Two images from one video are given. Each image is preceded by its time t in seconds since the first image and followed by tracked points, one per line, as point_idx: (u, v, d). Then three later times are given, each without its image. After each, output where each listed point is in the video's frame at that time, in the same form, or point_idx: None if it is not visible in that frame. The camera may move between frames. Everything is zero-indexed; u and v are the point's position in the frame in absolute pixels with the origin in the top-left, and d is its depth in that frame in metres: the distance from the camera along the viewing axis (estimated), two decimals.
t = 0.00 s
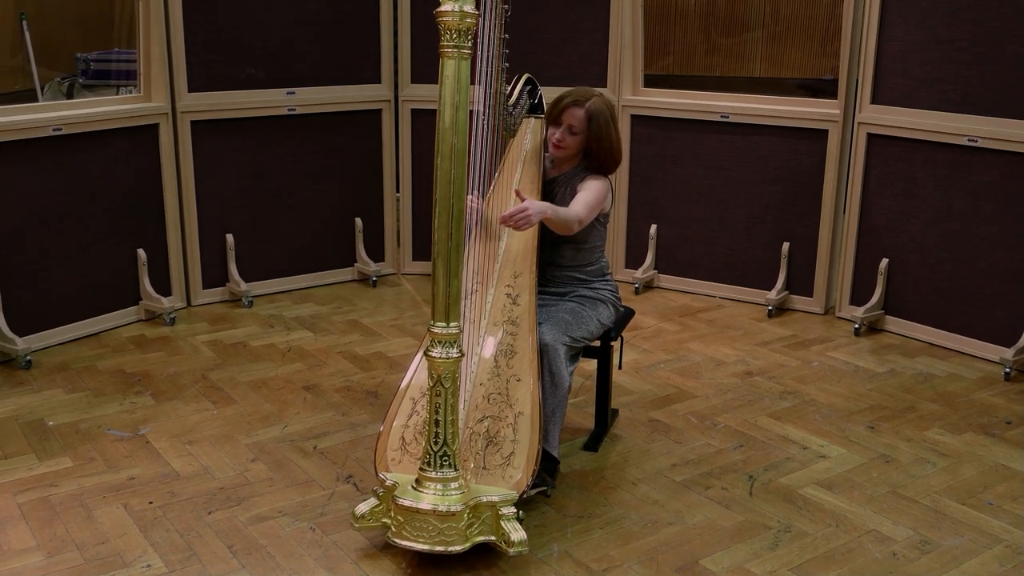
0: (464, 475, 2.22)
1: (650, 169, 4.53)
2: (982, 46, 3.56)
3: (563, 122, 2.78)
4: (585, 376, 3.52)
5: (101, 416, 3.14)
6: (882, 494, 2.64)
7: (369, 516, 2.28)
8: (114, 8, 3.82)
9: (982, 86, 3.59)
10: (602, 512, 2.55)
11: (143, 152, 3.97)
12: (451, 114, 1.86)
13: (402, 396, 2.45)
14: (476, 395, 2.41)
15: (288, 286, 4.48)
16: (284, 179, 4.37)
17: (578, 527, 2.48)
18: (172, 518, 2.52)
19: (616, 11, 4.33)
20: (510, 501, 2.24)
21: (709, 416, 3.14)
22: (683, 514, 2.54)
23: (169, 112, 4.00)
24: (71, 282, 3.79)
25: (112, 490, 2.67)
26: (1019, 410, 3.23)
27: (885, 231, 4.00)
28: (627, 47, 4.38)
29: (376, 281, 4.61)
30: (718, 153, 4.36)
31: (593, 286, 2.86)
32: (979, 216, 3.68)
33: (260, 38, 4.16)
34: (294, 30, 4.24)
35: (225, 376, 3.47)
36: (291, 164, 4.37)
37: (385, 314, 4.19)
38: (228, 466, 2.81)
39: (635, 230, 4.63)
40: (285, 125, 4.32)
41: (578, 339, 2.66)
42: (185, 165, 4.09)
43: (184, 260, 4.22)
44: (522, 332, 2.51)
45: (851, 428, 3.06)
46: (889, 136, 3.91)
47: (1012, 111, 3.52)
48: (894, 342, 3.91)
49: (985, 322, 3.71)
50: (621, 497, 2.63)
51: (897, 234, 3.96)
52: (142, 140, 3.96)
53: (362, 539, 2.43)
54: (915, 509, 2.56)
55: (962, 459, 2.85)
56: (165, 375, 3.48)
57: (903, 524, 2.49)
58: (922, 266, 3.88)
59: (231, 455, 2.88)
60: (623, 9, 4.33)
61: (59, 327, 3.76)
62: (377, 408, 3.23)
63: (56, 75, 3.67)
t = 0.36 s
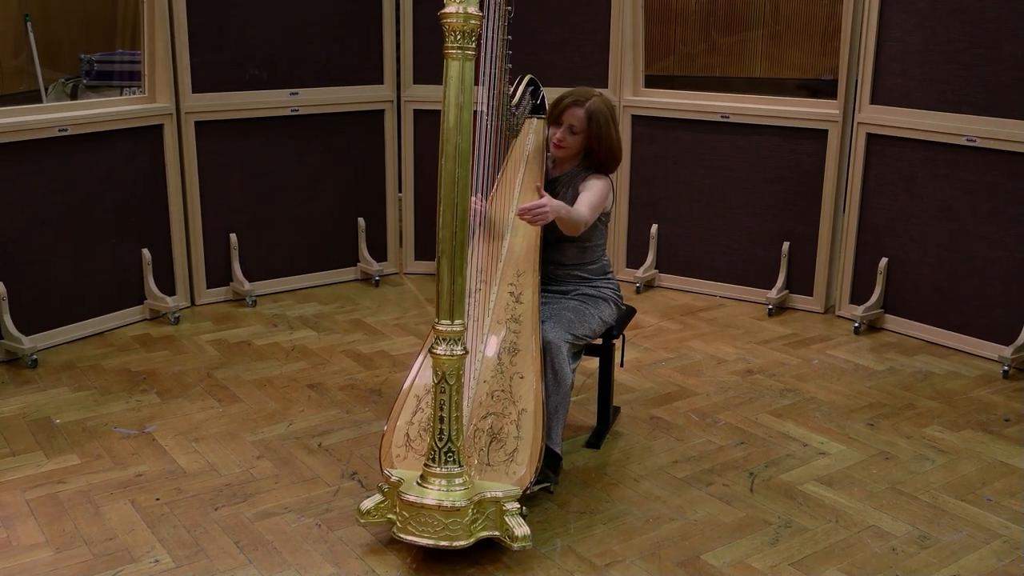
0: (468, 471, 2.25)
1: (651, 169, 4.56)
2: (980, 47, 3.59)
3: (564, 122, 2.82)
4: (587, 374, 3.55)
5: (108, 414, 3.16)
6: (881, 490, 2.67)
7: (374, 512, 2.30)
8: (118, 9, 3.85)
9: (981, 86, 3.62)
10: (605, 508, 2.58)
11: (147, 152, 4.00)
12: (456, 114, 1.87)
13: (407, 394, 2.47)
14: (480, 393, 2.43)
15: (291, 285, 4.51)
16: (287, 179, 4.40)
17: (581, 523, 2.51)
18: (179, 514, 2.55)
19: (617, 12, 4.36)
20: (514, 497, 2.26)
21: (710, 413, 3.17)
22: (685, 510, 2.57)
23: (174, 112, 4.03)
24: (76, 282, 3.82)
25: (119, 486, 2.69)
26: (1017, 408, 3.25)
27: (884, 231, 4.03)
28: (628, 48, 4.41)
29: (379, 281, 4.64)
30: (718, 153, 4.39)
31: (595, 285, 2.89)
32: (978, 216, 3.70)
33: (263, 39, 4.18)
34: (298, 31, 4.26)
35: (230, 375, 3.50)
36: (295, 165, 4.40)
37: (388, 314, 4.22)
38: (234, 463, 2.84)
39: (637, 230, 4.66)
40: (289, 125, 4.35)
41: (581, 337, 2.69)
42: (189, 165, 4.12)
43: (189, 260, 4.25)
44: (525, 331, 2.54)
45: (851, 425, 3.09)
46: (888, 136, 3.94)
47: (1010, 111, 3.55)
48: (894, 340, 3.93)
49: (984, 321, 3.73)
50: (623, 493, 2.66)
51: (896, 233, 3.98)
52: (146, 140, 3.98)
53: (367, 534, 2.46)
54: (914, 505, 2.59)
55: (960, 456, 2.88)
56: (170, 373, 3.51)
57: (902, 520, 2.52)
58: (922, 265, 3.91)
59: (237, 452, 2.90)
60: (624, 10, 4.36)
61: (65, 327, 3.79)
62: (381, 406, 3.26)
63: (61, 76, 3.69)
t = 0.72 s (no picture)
0: (470, 469, 2.26)
1: (652, 170, 4.58)
2: (979, 49, 3.61)
3: (564, 123, 2.84)
4: (588, 374, 3.57)
5: (112, 413, 3.18)
6: (880, 489, 2.69)
7: (377, 510, 2.31)
8: (121, 11, 3.84)
9: (980, 87, 3.64)
10: (605, 506, 2.60)
11: (151, 153, 4.02)
12: (458, 116, 1.88)
13: (409, 393, 2.48)
14: (482, 392, 2.45)
15: (294, 286, 4.53)
16: (290, 179, 4.42)
17: (582, 521, 2.53)
18: (184, 512, 2.57)
19: (618, 14, 4.38)
20: (515, 495, 2.28)
21: (710, 413, 3.19)
22: (685, 509, 2.59)
23: (177, 112, 4.05)
24: (81, 282, 3.84)
25: (123, 485, 2.71)
26: (1015, 407, 3.27)
27: (883, 231, 4.05)
28: (628, 49, 4.43)
29: (380, 281, 4.66)
30: (719, 154, 4.41)
31: (595, 285, 2.91)
32: (977, 216, 3.72)
33: (266, 40, 4.20)
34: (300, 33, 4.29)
35: (233, 374, 3.52)
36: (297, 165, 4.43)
37: (390, 313, 4.24)
38: (238, 461, 2.86)
39: (638, 230, 4.68)
40: (291, 126, 4.37)
41: (582, 336, 2.71)
42: (192, 165, 4.14)
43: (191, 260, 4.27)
44: (527, 330, 2.55)
45: (850, 424, 3.11)
46: (888, 137, 3.96)
47: (1009, 113, 3.57)
48: (893, 340, 3.95)
49: (983, 321, 3.75)
50: (623, 492, 2.68)
51: (896, 234, 4.00)
52: (150, 141, 4.01)
53: (369, 532, 2.47)
54: (912, 504, 2.61)
55: (959, 455, 2.90)
56: (173, 373, 3.53)
57: (900, 518, 2.54)
58: (921, 265, 3.93)
59: (240, 451, 2.92)
60: (625, 12, 4.38)
61: (69, 326, 3.81)
62: (383, 405, 3.27)
63: (64, 77, 3.69)
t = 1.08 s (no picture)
0: (472, 468, 2.28)
1: (653, 170, 4.59)
2: (979, 49, 3.62)
3: (565, 124, 2.86)
4: (589, 374, 3.58)
5: (115, 412, 3.20)
6: (880, 488, 2.70)
7: (379, 509, 2.33)
8: (123, 12, 3.85)
9: (979, 87, 3.65)
10: (607, 505, 2.61)
11: (154, 153, 4.03)
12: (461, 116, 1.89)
13: (412, 392, 2.49)
14: (484, 391, 2.46)
15: (295, 285, 4.55)
16: (292, 179, 4.43)
17: (583, 519, 2.54)
18: (187, 510, 2.58)
19: (619, 14, 4.39)
20: (517, 494, 2.29)
21: (711, 412, 3.20)
22: (686, 507, 2.60)
23: (179, 113, 4.06)
24: (85, 281, 3.85)
25: (127, 484, 2.73)
26: (1015, 407, 3.28)
27: (884, 231, 4.06)
28: (629, 50, 4.44)
29: (382, 281, 4.67)
30: (719, 154, 4.42)
31: (597, 284, 2.92)
32: (977, 216, 3.73)
33: (268, 41, 4.22)
34: (302, 33, 4.30)
35: (235, 374, 3.53)
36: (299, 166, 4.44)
37: (392, 313, 4.25)
38: (241, 460, 2.87)
39: (639, 230, 4.69)
40: (293, 127, 4.38)
41: (584, 336, 2.72)
42: (194, 166, 4.15)
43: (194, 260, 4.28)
44: (529, 329, 2.56)
45: (850, 423, 3.12)
46: (888, 137, 3.97)
47: (1008, 113, 3.58)
48: (894, 340, 3.96)
49: (984, 321, 3.76)
50: (625, 491, 2.69)
51: (896, 233, 4.01)
52: (153, 141, 4.02)
53: (372, 531, 2.49)
54: (912, 503, 2.62)
55: (959, 454, 2.91)
56: (176, 372, 3.55)
57: (901, 517, 2.55)
58: (921, 265, 3.94)
59: (243, 450, 2.94)
60: (626, 12, 4.39)
61: (72, 326, 3.82)
62: (385, 404, 3.29)
63: (66, 77, 3.70)
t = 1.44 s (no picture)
0: (474, 468, 2.29)
1: (654, 171, 4.61)
2: (979, 50, 3.63)
3: (567, 124, 2.88)
4: (590, 374, 3.60)
5: (118, 412, 3.21)
6: (881, 487, 2.71)
7: (382, 508, 2.34)
8: (126, 13, 3.87)
9: (979, 88, 3.66)
10: (608, 504, 2.62)
11: (156, 154, 4.05)
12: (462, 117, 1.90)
13: (414, 393, 2.50)
14: (486, 391, 2.47)
15: (297, 286, 4.56)
16: (293, 180, 4.45)
17: (585, 518, 2.55)
18: (191, 510, 2.60)
19: (620, 15, 4.40)
20: (519, 493, 2.30)
21: (712, 412, 3.22)
22: (687, 507, 2.61)
23: (182, 114, 4.08)
24: (88, 282, 3.87)
25: (131, 483, 2.74)
26: (1015, 406, 3.29)
27: (884, 231, 4.07)
28: (630, 51, 4.45)
29: (384, 281, 4.69)
30: (720, 154, 4.43)
31: (598, 285, 2.93)
32: (977, 217, 3.75)
33: (270, 42, 4.23)
34: (304, 35, 4.31)
35: (238, 374, 3.55)
36: (301, 166, 4.46)
37: (393, 313, 4.27)
38: (244, 460, 2.89)
39: (640, 231, 4.70)
40: (295, 128, 4.40)
41: (585, 336, 2.74)
42: (197, 166, 4.17)
43: (196, 260, 4.30)
44: (530, 330, 2.57)
45: (851, 423, 3.14)
46: (888, 137, 3.99)
47: (1008, 113, 3.59)
48: (894, 340, 3.97)
49: (984, 321, 3.77)
50: (626, 490, 2.71)
51: (896, 234, 4.03)
52: (155, 142, 4.03)
53: (375, 530, 2.50)
54: (912, 502, 2.64)
55: (958, 454, 2.92)
56: (179, 372, 3.56)
57: (901, 516, 2.56)
58: (921, 265, 3.95)
59: (246, 449, 2.95)
60: (627, 13, 4.40)
61: (75, 326, 3.84)
62: (387, 404, 3.30)
63: (69, 78, 3.71)
